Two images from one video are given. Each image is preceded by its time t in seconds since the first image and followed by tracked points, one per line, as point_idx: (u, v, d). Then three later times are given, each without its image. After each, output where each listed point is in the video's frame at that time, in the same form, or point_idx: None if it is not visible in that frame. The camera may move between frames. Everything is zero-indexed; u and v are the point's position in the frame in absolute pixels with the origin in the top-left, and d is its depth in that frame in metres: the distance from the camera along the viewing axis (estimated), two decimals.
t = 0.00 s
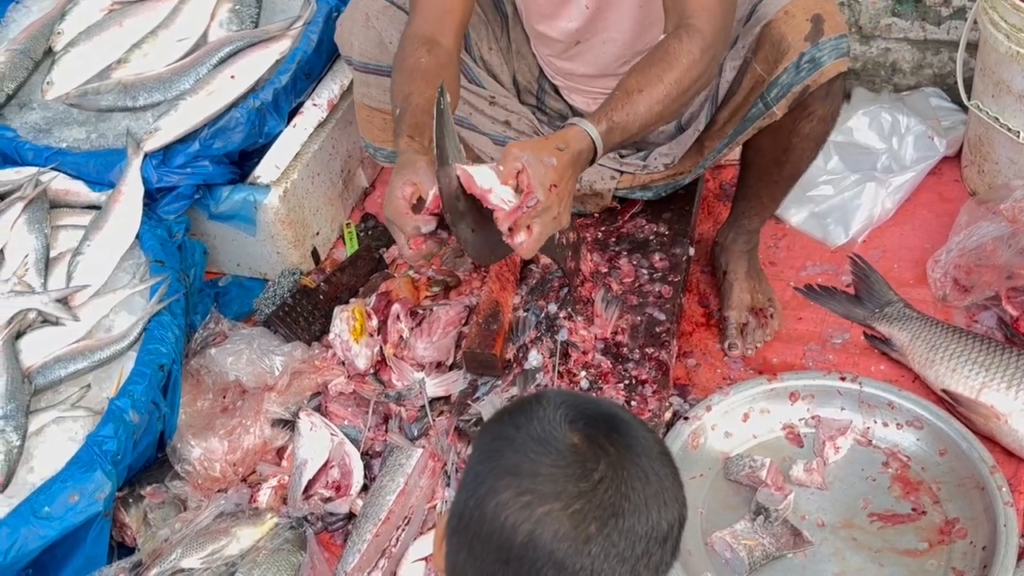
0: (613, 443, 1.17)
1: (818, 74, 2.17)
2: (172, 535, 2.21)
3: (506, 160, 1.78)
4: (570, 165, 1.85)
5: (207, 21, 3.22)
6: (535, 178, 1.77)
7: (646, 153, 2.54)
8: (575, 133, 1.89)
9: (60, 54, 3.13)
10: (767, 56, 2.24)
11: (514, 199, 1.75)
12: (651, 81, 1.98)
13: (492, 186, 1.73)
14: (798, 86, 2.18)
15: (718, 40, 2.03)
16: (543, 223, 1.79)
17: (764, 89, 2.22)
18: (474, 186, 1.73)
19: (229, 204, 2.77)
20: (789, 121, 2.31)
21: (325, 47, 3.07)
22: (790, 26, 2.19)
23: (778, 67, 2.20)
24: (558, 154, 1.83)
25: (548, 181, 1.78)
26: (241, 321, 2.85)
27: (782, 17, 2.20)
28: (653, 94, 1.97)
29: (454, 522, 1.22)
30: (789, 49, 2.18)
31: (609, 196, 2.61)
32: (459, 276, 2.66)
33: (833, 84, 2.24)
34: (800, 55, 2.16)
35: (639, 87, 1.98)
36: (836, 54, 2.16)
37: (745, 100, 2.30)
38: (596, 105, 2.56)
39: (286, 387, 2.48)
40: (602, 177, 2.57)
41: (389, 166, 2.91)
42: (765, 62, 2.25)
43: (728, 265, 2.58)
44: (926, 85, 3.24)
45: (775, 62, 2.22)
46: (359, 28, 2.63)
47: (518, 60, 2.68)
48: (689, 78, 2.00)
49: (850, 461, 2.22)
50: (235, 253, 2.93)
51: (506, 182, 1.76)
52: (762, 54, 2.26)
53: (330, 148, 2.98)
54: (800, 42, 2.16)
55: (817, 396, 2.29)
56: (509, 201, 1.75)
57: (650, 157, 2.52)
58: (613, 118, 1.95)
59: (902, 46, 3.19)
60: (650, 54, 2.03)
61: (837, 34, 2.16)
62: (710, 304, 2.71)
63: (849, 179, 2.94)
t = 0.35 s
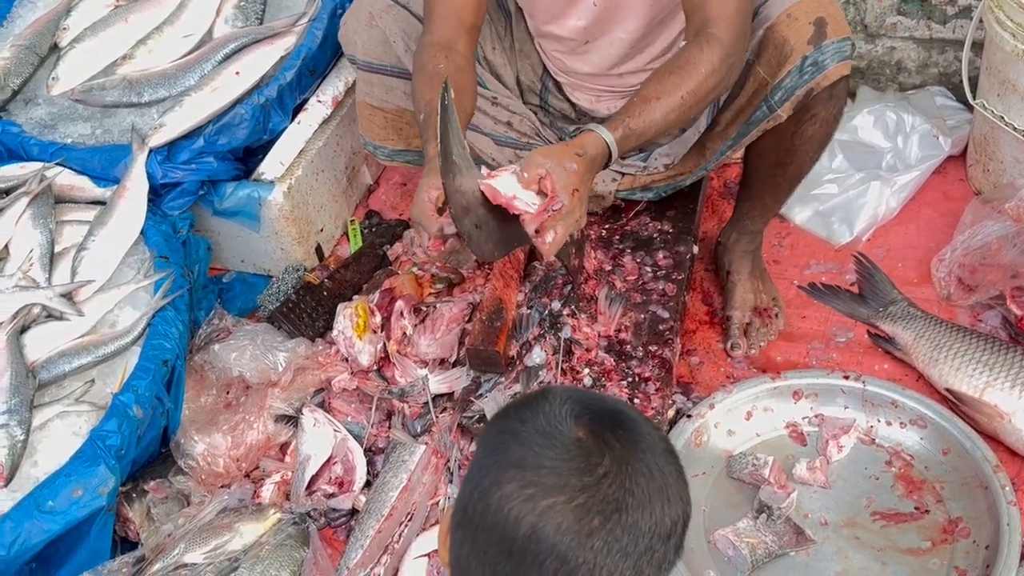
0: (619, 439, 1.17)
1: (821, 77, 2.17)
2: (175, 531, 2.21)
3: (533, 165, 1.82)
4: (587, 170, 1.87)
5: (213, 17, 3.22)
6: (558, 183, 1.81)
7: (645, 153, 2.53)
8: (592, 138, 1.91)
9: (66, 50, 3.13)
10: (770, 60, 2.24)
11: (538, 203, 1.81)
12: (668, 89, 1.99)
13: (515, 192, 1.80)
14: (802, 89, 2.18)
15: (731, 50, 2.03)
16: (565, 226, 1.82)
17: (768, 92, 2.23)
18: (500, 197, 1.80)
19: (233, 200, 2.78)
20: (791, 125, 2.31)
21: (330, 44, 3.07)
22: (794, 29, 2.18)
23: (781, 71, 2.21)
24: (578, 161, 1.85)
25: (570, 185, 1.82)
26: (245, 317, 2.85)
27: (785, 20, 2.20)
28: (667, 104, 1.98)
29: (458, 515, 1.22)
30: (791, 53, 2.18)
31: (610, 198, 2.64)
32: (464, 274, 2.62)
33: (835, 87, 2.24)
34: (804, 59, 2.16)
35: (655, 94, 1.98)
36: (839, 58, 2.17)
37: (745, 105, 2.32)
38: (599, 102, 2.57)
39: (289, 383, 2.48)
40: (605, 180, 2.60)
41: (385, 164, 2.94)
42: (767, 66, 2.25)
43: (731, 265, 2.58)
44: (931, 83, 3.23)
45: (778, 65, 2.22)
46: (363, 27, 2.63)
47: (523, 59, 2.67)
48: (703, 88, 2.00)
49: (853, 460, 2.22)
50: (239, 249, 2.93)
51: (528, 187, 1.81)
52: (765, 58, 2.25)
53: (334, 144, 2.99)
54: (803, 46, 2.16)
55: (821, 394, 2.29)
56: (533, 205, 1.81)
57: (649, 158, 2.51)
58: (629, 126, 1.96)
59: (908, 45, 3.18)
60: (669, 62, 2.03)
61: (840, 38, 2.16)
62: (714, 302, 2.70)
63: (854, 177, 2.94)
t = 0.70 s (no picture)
0: (632, 449, 1.17)
1: (823, 77, 2.17)
2: (178, 526, 2.22)
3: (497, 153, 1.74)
4: (559, 159, 1.80)
5: (217, 13, 3.22)
6: (522, 172, 1.72)
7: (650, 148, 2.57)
8: (563, 124, 1.85)
9: (70, 45, 3.13)
10: (772, 58, 2.23)
11: (500, 194, 1.71)
12: (639, 73, 1.97)
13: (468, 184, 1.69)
14: (803, 88, 2.18)
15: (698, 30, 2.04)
16: (529, 219, 1.74)
17: (770, 90, 2.21)
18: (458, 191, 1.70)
19: (237, 196, 2.79)
20: (794, 122, 2.30)
21: (334, 39, 3.06)
22: (796, 28, 2.17)
23: (783, 70, 2.20)
24: (550, 148, 1.79)
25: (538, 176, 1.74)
26: (248, 313, 2.86)
27: (787, 18, 2.19)
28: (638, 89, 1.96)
29: (463, 515, 1.22)
30: (795, 51, 2.17)
31: (613, 193, 2.62)
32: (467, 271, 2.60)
33: (836, 86, 2.23)
34: (805, 57, 2.16)
35: (626, 78, 1.96)
36: (841, 57, 2.16)
37: (749, 103, 2.31)
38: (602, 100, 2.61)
39: (292, 379, 2.48)
40: (606, 173, 2.60)
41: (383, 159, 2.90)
42: (770, 64, 2.24)
43: (733, 264, 2.58)
44: (936, 82, 3.23)
45: (781, 64, 2.21)
46: (365, 20, 2.63)
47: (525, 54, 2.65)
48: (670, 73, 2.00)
49: (856, 459, 2.22)
50: (243, 245, 2.94)
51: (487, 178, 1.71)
52: (766, 56, 2.24)
53: (338, 141, 2.99)
54: (805, 44, 2.16)
55: (824, 393, 2.28)
56: (492, 197, 1.70)
57: (653, 154, 2.55)
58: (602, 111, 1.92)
59: (913, 43, 3.17)
60: (634, 48, 2.03)
61: (841, 36, 2.16)
62: (717, 300, 2.70)
63: (858, 175, 2.93)
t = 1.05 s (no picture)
0: (624, 445, 1.16)
1: (830, 75, 2.14)
2: (179, 521, 2.22)
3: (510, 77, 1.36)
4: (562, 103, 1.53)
5: (219, 8, 3.22)
6: (539, 98, 1.36)
7: (653, 144, 2.55)
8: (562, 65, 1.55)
9: (73, 40, 3.12)
10: (778, 56, 2.19)
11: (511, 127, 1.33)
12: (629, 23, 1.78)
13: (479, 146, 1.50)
14: (811, 86, 2.15)
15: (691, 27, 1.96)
16: (552, 150, 1.38)
17: (777, 88, 2.19)
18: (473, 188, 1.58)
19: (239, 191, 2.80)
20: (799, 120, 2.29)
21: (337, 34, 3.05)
22: (803, 27, 2.14)
23: (791, 68, 2.16)
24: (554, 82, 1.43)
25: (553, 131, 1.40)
26: (251, 308, 2.84)
27: (794, 17, 2.15)
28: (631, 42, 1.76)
29: (456, 518, 1.22)
30: (801, 51, 2.13)
31: (617, 187, 2.62)
32: (471, 267, 2.64)
33: (843, 85, 2.21)
34: (813, 56, 2.12)
35: (615, 31, 1.76)
36: (849, 55, 2.13)
37: (754, 100, 2.27)
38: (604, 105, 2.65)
39: (294, 374, 2.48)
40: (609, 168, 2.59)
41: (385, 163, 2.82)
42: (777, 62, 2.19)
43: (737, 261, 2.57)
44: (942, 78, 3.21)
45: (787, 62, 2.17)
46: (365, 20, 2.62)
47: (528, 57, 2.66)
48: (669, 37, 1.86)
49: (859, 456, 2.21)
50: (246, 240, 2.94)
51: (498, 104, 1.34)
52: (774, 53, 2.19)
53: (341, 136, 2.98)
54: (813, 43, 2.12)
55: (827, 389, 2.27)
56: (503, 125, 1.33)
57: (656, 147, 2.54)
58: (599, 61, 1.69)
59: (919, 40, 3.16)
60: None
61: (849, 34, 2.12)
62: (720, 297, 2.69)
63: (863, 172, 2.92)
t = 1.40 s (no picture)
0: (615, 448, 0.89)
1: (852, 64, 2.16)
2: (181, 518, 2.22)
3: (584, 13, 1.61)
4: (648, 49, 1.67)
5: (220, 4, 3.20)
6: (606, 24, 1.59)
7: (656, 127, 2.51)
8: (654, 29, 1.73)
9: (75, 35, 3.13)
10: (800, 43, 2.20)
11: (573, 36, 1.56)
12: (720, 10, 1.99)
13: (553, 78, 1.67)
14: (833, 74, 2.18)
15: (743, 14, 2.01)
16: (617, 46, 1.57)
17: (797, 76, 2.21)
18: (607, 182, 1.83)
19: (240, 187, 2.79)
20: (816, 110, 2.29)
21: (339, 31, 3.05)
22: (829, 14, 2.16)
23: (813, 55, 2.18)
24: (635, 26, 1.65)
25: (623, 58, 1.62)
26: (253, 305, 2.84)
27: (819, 4, 2.17)
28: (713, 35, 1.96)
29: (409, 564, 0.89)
30: (825, 38, 2.16)
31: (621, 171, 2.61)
32: (472, 263, 2.65)
33: (865, 76, 2.22)
34: (836, 44, 2.15)
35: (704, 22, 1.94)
36: (873, 44, 2.15)
37: (770, 86, 2.28)
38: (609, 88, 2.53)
39: (295, 370, 2.48)
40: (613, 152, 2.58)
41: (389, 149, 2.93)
42: (798, 49, 2.21)
43: (741, 256, 2.56)
44: (945, 74, 3.20)
45: (809, 49, 2.19)
46: (363, 11, 2.60)
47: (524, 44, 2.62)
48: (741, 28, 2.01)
49: (862, 454, 2.20)
50: (247, 237, 2.93)
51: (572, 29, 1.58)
52: (795, 40, 2.21)
53: (343, 133, 2.98)
54: (837, 31, 2.14)
55: (830, 387, 2.27)
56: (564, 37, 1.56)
57: (662, 130, 2.50)
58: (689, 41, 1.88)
59: (922, 36, 3.14)
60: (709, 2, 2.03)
61: (873, 24, 2.13)
62: (722, 294, 2.69)
63: (866, 169, 2.92)
